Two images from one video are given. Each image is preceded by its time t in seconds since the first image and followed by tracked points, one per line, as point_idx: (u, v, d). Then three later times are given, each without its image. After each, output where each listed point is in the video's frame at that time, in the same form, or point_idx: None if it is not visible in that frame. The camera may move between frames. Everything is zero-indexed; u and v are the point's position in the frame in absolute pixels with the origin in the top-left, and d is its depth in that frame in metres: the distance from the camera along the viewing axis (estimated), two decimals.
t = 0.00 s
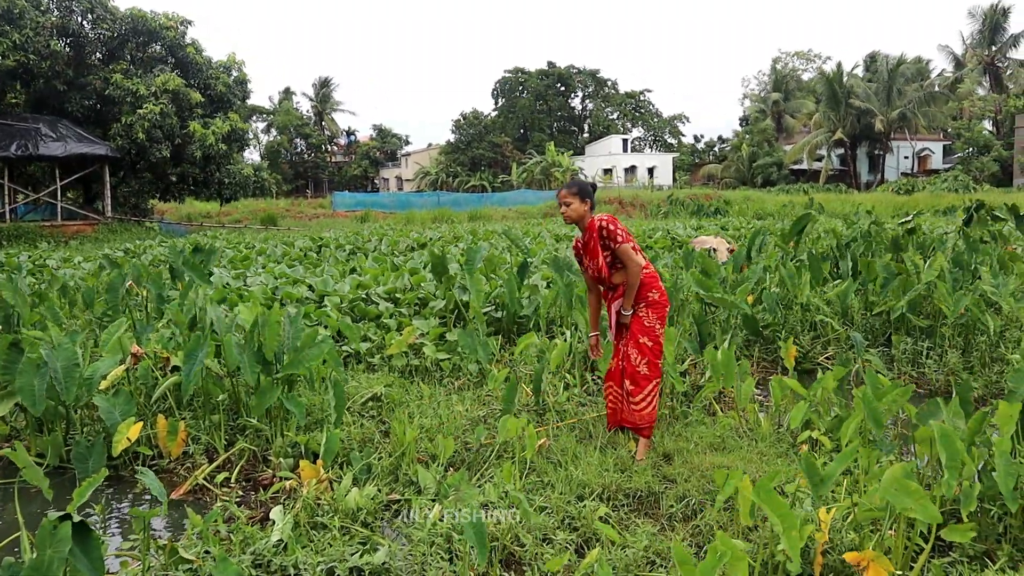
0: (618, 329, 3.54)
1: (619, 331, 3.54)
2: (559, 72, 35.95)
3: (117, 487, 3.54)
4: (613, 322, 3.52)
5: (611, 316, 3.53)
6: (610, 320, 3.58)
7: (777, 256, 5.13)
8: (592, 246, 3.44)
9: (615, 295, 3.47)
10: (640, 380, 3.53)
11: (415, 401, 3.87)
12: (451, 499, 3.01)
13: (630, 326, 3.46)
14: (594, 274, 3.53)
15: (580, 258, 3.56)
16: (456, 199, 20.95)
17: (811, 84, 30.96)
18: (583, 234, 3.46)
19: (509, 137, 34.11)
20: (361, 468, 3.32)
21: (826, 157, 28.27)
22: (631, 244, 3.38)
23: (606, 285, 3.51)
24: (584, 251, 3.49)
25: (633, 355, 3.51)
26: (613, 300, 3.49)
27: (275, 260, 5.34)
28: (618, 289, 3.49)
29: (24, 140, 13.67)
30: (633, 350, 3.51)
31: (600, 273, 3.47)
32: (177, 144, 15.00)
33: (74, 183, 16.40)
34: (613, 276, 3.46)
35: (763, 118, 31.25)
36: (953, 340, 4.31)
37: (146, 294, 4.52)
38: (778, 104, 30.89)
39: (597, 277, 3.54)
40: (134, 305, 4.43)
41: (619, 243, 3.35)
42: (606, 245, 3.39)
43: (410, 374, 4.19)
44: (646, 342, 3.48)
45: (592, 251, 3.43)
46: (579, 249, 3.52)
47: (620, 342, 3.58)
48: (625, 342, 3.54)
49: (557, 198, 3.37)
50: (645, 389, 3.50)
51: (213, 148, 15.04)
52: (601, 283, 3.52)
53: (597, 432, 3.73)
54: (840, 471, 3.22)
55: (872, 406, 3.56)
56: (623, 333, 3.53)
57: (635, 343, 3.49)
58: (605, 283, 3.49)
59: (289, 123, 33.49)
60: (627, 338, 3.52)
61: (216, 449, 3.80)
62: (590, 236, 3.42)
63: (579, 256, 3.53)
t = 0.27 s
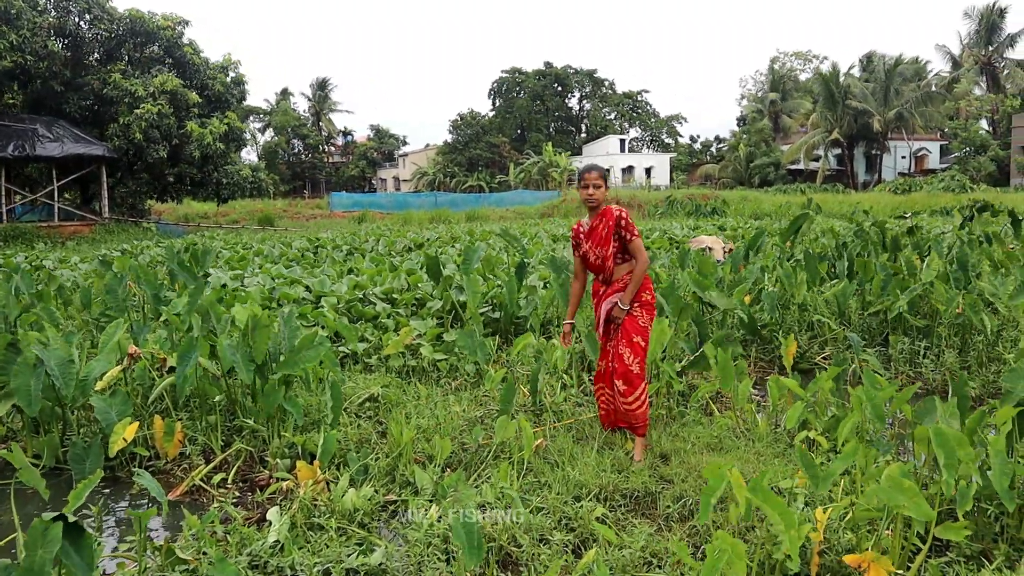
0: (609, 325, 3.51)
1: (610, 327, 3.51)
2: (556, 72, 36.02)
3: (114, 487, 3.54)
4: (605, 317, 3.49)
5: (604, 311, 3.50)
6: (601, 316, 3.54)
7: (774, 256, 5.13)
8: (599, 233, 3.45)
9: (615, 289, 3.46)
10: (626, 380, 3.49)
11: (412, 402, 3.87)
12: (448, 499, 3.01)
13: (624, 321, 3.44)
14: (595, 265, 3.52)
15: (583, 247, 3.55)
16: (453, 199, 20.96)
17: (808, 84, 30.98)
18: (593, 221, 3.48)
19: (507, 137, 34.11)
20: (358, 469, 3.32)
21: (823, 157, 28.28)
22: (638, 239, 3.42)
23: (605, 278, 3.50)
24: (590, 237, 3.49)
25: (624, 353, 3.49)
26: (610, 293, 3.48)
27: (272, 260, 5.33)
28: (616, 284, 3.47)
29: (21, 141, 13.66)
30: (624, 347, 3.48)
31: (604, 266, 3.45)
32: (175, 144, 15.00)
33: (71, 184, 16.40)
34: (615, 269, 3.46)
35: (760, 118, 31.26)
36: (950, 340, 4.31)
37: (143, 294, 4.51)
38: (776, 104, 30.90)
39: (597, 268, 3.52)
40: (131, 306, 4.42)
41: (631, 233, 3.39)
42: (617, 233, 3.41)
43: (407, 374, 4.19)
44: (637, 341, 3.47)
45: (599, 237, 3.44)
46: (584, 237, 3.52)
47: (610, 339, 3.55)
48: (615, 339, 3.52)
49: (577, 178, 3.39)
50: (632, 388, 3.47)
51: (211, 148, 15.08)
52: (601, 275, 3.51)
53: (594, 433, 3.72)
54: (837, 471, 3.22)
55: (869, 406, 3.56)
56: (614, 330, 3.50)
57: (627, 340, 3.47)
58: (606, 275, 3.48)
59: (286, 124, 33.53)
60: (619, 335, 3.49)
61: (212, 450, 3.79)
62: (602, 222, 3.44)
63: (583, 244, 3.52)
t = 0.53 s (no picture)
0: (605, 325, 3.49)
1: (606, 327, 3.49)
2: (551, 73, 36.15)
3: (109, 490, 3.53)
4: (602, 317, 3.47)
5: (602, 310, 3.47)
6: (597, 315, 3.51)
7: (770, 256, 5.13)
8: (603, 231, 3.43)
9: (615, 288, 3.45)
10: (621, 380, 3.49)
11: (407, 403, 3.87)
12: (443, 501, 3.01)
13: (623, 322, 3.44)
14: (594, 263, 3.49)
15: (582, 244, 3.50)
16: (448, 200, 20.97)
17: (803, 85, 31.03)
18: (597, 218, 3.44)
19: (502, 138, 34.13)
20: (353, 470, 3.31)
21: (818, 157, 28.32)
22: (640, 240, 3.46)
23: (604, 277, 3.47)
24: (592, 235, 3.45)
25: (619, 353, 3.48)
26: (610, 293, 3.46)
27: (267, 262, 5.32)
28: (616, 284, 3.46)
29: (16, 142, 13.63)
30: (620, 347, 3.48)
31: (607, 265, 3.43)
32: (170, 145, 14.98)
33: (66, 185, 16.37)
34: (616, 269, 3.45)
35: (755, 118, 31.31)
36: (946, 340, 4.32)
37: (138, 295, 4.50)
38: (771, 105, 30.96)
39: (596, 266, 3.49)
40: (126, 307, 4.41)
41: (636, 234, 3.41)
42: (622, 232, 3.41)
43: (403, 376, 4.18)
44: (633, 342, 3.48)
45: (604, 236, 3.42)
46: (586, 234, 3.47)
47: (604, 338, 3.53)
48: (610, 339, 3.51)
49: (588, 173, 3.35)
50: (627, 388, 3.48)
51: (206, 148, 15.12)
52: (600, 273, 3.48)
53: (589, 433, 3.72)
54: (833, 472, 3.22)
55: (865, 407, 3.56)
56: (610, 329, 3.49)
57: (625, 340, 3.46)
58: (607, 273, 3.46)
59: (282, 125, 33.50)
60: (615, 335, 3.49)
61: (207, 452, 3.78)
62: (608, 220, 3.42)
63: (584, 240, 3.48)
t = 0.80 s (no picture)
0: (601, 326, 3.47)
1: (603, 328, 3.48)
2: (545, 74, 36.19)
3: (102, 492, 3.52)
4: (600, 317, 3.45)
5: (601, 311, 3.45)
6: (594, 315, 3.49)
7: (763, 257, 5.14)
8: (608, 232, 3.41)
9: (615, 290, 3.44)
10: (614, 382, 3.50)
11: (401, 404, 3.86)
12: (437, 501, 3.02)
13: (622, 324, 3.44)
14: (596, 262, 3.46)
15: (585, 241, 3.47)
16: (442, 201, 20.96)
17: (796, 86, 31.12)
18: (603, 217, 3.42)
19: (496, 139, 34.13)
20: (347, 471, 3.31)
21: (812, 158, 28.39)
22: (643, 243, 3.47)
23: (605, 277, 3.46)
24: (596, 233, 3.43)
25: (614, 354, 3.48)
26: (609, 294, 3.44)
27: (261, 263, 5.31)
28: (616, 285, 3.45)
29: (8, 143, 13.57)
30: (616, 349, 3.48)
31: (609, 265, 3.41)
32: (163, 145, 14.95)
33: (59, 186, 16.32)
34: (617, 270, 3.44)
35: (749, 119, 31.36)
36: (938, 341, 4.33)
37: (130, 296, 4.49)
38: (765, 106, 31.03)
39: (597, 265, 3.47)
40: (119, 309, 4.39)
41: (640, 236, 3.42)
42: (627, 234, 3.41)
43: (396, 377, 4.18)
44: (628, 344, 3.49)
45: (609, 236, 3.40)
46: (590, 232, 3.44)
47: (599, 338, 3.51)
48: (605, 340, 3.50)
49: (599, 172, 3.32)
50: (619, 390, 3.50)
51: (200, 148, 14.99)
52: (601, 272, 3.46)
53: (583, 434, 3.72)
54: (826, 471, 3.23)
55: (858, 407, 3.57)
56: (606, 330, 3.48)
57: (621, 342, 3.46)
58: (608, 273, 3.44)
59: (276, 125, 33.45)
60: (610, 335, 3.48)
61: (201, 453, 3.77)
62: (614, 221, 3.40)
63: (588, 238, 3.45)
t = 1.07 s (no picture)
0: (608, 328, 3.40)
1: (610, 330, 3.40)
2: (538, 75, 36.28)
3: (95, 495, 3.51)
4: (610, 319, 3.37)
5: (610, 313, 3.38)
6: (601, 317, 3.40)
7: (757, 258, 5.15)
8: (622, 233, 3.35)
9: (626, 292, 3.38)
10: (617, 385, 3.45)
11: (395, 407, 3.85)
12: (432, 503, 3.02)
13: (630, 326, 3.40)
14: (606, 263, 3.39)
15: (596, 241, 3.37)
16: (436, 203, 20.98)
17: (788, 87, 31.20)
18: (616, 217, 3.36)
19: (490, 141, 34.14)
20: (341, 474, 3.31)
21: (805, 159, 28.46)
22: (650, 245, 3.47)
23: (614, 279, 3.39)
24: (610, 234, 3.36)
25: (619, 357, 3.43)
26: (619, 295, 3.38)
27: (255, 265, 5.30)
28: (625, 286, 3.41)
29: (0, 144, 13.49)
30: (621, 352, 3.44)
31: (621, 266, 3.37)
32: (156, 147, 14.91)
33: (52, 188, 16.27)
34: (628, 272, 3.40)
35: (742, 120, 31.45)
36: (931, 342, 4.34)
37: (123, 299, 4.47)
38: (758, 107, 31.12)
39: (607, 266, 3.39)
40: (112, 311, 4.37)
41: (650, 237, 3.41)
42: (638, 235, 3.38)
43: (391, 379, 4.18)
44: (630, 346, 3.47)
45: (623, 237, 3.35)
46: (603, 232, 3.36)
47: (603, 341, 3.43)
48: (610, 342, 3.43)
49: (620, 171, 3.25)
50: (622, 393, 3.46)
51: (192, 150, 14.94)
52: (611, 273, 3.39)
53: (577, 436, 3.72)
54: (820, 472, 3.24)
55: (852, 408, 3.58)
56: (612, 333, 3.41)
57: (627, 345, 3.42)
58: (619, 275, 3.39)
59: (269, 127, 33.45)
60: (616, 338, 3.43)
61: (194, 456, 3.75)
62: (627, 221, 3.36)
63: (601, 237, 3.35)
